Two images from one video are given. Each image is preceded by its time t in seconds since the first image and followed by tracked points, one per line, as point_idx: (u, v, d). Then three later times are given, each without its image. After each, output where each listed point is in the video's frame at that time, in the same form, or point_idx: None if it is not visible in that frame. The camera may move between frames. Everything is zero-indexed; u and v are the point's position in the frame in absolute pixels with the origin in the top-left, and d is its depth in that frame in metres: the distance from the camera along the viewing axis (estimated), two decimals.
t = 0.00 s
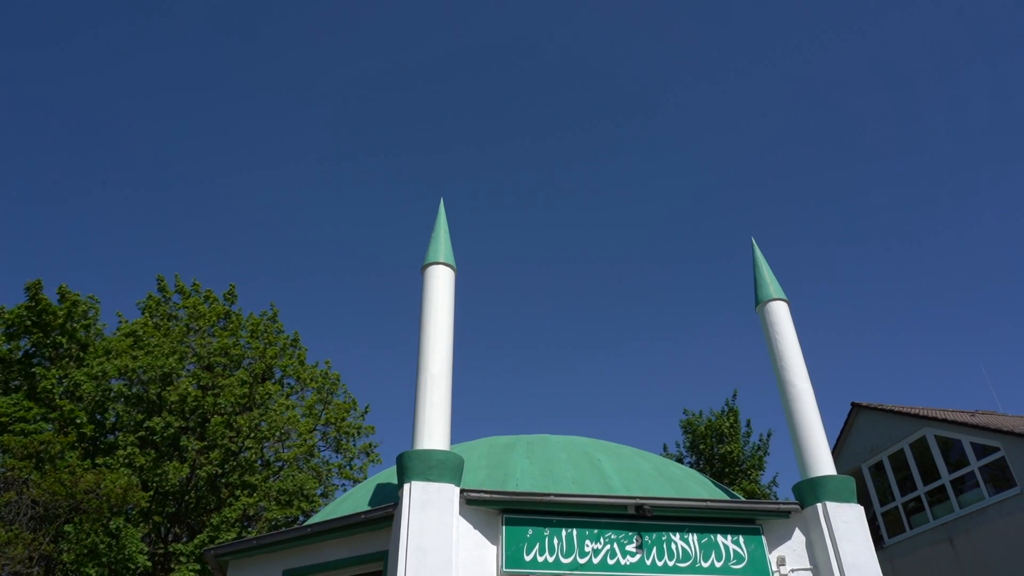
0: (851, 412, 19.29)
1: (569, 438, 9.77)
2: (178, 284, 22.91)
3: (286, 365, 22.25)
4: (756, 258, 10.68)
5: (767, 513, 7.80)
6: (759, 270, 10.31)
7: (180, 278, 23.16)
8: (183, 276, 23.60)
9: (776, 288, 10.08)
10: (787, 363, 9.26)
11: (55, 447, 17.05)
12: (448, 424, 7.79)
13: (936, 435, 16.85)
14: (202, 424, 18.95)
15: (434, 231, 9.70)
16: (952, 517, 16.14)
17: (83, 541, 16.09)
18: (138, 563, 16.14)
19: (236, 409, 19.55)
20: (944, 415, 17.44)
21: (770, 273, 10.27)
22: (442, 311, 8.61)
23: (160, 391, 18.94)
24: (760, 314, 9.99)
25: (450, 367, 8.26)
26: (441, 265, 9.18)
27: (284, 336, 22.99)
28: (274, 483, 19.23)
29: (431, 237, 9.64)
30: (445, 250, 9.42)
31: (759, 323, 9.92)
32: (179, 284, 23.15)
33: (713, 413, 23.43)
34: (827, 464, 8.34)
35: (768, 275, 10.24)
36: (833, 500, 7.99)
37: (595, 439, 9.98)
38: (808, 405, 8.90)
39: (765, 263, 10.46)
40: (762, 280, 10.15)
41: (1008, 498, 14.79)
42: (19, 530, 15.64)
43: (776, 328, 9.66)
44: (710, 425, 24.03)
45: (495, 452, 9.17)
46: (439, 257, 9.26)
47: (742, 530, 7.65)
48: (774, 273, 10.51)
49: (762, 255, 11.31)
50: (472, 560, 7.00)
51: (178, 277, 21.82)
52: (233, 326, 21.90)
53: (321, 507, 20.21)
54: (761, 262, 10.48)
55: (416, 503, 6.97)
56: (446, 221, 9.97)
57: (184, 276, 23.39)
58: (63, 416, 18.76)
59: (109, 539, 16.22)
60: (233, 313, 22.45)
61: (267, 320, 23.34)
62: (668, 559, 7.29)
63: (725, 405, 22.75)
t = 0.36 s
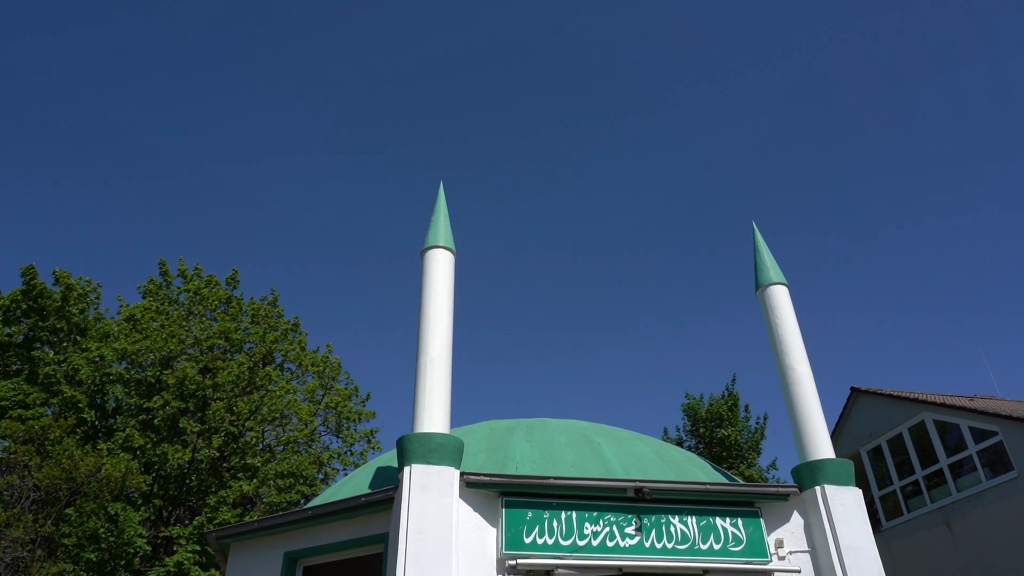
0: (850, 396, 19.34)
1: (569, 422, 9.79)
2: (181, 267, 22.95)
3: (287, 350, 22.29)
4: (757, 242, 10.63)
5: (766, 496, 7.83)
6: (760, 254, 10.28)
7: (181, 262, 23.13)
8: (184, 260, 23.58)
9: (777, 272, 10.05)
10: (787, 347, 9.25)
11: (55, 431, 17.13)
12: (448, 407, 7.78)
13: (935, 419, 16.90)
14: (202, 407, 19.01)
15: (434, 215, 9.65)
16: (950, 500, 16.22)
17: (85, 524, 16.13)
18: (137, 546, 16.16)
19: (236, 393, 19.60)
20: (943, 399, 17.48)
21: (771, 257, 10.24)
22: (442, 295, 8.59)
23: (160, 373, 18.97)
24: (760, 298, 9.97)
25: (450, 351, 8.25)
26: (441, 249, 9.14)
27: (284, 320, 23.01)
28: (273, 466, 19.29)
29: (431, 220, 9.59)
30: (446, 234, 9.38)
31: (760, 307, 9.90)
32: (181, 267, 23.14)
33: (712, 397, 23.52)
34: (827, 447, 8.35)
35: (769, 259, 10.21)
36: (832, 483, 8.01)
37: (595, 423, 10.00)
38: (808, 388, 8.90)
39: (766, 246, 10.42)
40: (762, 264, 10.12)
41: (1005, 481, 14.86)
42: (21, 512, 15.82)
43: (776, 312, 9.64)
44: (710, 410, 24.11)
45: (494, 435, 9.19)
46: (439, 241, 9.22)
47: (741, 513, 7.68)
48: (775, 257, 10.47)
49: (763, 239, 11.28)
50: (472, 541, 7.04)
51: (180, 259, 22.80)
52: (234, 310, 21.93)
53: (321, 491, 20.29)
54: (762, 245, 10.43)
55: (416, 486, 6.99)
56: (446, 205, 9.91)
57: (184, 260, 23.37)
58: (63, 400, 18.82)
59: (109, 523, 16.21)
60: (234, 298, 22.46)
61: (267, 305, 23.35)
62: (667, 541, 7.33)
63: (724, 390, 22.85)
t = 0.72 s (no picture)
0: (850, 380, 19.38)
1: (569, 405, 9.82)
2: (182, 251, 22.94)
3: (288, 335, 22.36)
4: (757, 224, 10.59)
5: (764, 478, 7.87)
6: (760, 237, 10.25)
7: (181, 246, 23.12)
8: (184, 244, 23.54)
9: (777, 255, 10.03)
10: (787, 330, 9.25)
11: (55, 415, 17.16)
12: (448, 390, 7.79)
13: (934, 402, 16.95)
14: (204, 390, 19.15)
15: (434, 198, 9.61)
16: (947, 482, 16.31)
17: (86, 507, 16.38)
18: (135, 529, 16.48)
19: (238, 377, 19.73)
20: (943, 382, 17.51)
21: (771, 240, 10.21)
22: (442, 279, 8.57)
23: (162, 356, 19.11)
24: (761, 281, 9.95)
25: (450, 334, 8.24)
26: (441, 232, 9.11)
27: (285, 305, 23.02)
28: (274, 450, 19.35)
29: (431, 203, 9.56)
30: (445, 218, 9.34)
31: (760, 290, 9.89)
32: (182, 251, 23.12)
33: (712, 380, 23.58)
34: (826, 429, 8.36)
35: (770, 242, 10.18)
36: (830, 465, 8.04)
37: (595, 406, 10.03)
38: (807, 371, 8.90)
39: (766, 229, 10.39)
40: (762, 247, 10.10)
41: (1003, 464, 14.92)
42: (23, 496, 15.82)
43: (776, 295, 9.63)
44: (710, 393, 24.18)
45: (494, 418, 9.22)
46: (438, 225, 9.19)
47: (740, 495, 7.70)
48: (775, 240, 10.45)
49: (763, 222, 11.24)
50: (472, 522, 7.10)
51: (182, 244, 23.30)
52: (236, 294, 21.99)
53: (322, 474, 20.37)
54: (763, 228, 10.40)
55: (416, 469, 7.02)
56: (446, 187, 9.87)
57: (184, 243, 23.34)
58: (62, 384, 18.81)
59: (111, 508, 16.52)
60: (234, 282, 22.44)
61: (268, 289, 23.37)
62: (666, 523, 7.35)
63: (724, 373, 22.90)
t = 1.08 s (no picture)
0: (848, 364, 19.45)
1: (569, 388, 9.87)
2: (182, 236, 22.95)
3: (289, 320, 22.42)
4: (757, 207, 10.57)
5: (762, 460, 7.94)
6: (760, 221, 10.24)
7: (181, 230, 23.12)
8: (184, 228, 23.54)
9: (777, 238, 10.02)
10: (786, 314, 9.27)
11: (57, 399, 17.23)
12: (449, 373, 7.82)
13: (932, 386, 17.02)
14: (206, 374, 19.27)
15: (434, 182, 9.59)
16: (945, 465, 16.41)
17: (90, 489, 16.32)
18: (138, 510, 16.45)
19: (240, 362, 19.82)
20: (941, 366, 17.57)
21: (771, 224, 10.20)
22: (442, 263, 8.58)
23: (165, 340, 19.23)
24: (760, 265, 9.97)
25: (450, 317, 8.26)
26: (441, 216, 9.11)
27: (286, 289, 23.04)
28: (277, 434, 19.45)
29: (431, 187, 9.55)
30: (445, 201, 9.33)
31: (759, 274, 9.90)
32: (182, 236, 23.12)
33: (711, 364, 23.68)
34: (824, 412, 8.41)
35: (770, 226, 10.17)
36: (828, 448, 8.09)
37: (595, 389, 10.08)
38: (806, 355, 8.94)
39: (766, 213, 10.38)
40: (762, 231, 10.10)
41: (1000, 447, 15.00)
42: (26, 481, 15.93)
43: (776, 279, 9.64)
44: (709, 377, 24.26)
45: (495, 402, 9.27)
46: (438, 209, 9.18)
47: (738, 477, 7.74)
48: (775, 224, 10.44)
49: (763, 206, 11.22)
50: (472, 503, 7.17)
51: (181, 229, 23.33)
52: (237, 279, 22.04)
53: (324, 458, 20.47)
54: (764, 211, 10.40)
55: (417, 451, 7.07)
56: (445, 171, 9.85)
57: (184, 228, 23.33)
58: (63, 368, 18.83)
59: (115, 490, 16.50)
60: (235, 267, 22.43)
61: (270, 274, 23.39)
62: (665, 505, 7.40)
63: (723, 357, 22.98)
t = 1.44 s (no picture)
0: (848, 348, 19.47)
1: (569, 372, 9.89)
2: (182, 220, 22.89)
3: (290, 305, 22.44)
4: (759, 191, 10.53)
5: (762, 444, 7.96)
6: (762, 205, 10.20)
7: (180, 214, 23.04)
8: (183, 212, 23.48)
9: (778, 223, 9.99)
10: (787, 299, 9.26)
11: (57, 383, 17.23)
12: (449, 356, 7.82)
13: (931, 370, 17.05)
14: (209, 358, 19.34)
15: (434, 166, 9.55)
16: (943, 450, 16.48)
17: (92, 472, 16.51)
18: (137, 492, 17.05)
19: (242, 346, 19.87)
20: (941, 351, 17.60)
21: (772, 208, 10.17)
22: (442, 246, 8.55)
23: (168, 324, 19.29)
24: (761, 249, 9.96)
25: (450, 301, 8.25)
26: (441, 200, 9.07)
27: (287, 274, 23.03)
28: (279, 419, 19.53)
29: (431, 170, 9.50)
30: (445, 185, 9.29)
31: (760, 258, 9.88)
32: (182, 220, 23.04)
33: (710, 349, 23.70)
34: (824, 397, 8.42)
35: (771, 210, 10.14)
36: (828, 433, 8.10)
37: (595, 374, 10.09)
38: (806, 339, 8.94)
39: (767, 197, 10.34)
40: (763, 215, 10.06)
41: (999, 432, 15.06)
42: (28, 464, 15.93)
43: (776, 264, 9.63)
44: (708, 361, 24.29)
45: (495, 385, 9.29)
46: (438, 192, 9.14)
47: (738, 461, 7.75)
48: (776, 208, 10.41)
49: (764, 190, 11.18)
50: (472, 487, 7.21)
51: (179, 213, 23.23)
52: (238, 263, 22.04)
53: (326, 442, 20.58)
54: (765, 196, 10.36)
55: (417, 435, 7.09)
56: (445, 155, 9.80)
57: (183, 212, 23.25)
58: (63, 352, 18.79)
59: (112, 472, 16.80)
60: (235, 251, 22.41)
61: (271, 258, 23.38)
62: (664, 488, 7.42)
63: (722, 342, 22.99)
